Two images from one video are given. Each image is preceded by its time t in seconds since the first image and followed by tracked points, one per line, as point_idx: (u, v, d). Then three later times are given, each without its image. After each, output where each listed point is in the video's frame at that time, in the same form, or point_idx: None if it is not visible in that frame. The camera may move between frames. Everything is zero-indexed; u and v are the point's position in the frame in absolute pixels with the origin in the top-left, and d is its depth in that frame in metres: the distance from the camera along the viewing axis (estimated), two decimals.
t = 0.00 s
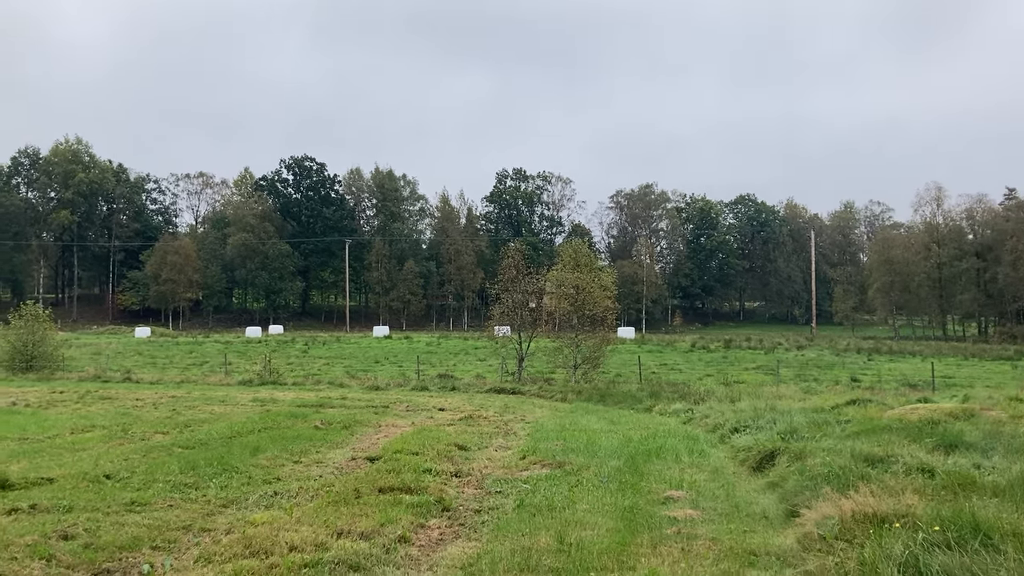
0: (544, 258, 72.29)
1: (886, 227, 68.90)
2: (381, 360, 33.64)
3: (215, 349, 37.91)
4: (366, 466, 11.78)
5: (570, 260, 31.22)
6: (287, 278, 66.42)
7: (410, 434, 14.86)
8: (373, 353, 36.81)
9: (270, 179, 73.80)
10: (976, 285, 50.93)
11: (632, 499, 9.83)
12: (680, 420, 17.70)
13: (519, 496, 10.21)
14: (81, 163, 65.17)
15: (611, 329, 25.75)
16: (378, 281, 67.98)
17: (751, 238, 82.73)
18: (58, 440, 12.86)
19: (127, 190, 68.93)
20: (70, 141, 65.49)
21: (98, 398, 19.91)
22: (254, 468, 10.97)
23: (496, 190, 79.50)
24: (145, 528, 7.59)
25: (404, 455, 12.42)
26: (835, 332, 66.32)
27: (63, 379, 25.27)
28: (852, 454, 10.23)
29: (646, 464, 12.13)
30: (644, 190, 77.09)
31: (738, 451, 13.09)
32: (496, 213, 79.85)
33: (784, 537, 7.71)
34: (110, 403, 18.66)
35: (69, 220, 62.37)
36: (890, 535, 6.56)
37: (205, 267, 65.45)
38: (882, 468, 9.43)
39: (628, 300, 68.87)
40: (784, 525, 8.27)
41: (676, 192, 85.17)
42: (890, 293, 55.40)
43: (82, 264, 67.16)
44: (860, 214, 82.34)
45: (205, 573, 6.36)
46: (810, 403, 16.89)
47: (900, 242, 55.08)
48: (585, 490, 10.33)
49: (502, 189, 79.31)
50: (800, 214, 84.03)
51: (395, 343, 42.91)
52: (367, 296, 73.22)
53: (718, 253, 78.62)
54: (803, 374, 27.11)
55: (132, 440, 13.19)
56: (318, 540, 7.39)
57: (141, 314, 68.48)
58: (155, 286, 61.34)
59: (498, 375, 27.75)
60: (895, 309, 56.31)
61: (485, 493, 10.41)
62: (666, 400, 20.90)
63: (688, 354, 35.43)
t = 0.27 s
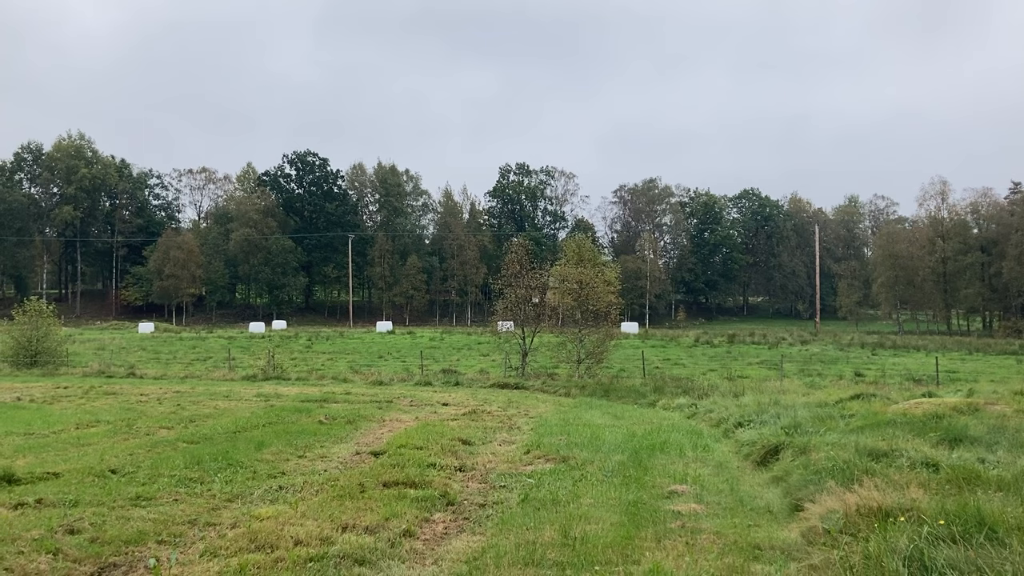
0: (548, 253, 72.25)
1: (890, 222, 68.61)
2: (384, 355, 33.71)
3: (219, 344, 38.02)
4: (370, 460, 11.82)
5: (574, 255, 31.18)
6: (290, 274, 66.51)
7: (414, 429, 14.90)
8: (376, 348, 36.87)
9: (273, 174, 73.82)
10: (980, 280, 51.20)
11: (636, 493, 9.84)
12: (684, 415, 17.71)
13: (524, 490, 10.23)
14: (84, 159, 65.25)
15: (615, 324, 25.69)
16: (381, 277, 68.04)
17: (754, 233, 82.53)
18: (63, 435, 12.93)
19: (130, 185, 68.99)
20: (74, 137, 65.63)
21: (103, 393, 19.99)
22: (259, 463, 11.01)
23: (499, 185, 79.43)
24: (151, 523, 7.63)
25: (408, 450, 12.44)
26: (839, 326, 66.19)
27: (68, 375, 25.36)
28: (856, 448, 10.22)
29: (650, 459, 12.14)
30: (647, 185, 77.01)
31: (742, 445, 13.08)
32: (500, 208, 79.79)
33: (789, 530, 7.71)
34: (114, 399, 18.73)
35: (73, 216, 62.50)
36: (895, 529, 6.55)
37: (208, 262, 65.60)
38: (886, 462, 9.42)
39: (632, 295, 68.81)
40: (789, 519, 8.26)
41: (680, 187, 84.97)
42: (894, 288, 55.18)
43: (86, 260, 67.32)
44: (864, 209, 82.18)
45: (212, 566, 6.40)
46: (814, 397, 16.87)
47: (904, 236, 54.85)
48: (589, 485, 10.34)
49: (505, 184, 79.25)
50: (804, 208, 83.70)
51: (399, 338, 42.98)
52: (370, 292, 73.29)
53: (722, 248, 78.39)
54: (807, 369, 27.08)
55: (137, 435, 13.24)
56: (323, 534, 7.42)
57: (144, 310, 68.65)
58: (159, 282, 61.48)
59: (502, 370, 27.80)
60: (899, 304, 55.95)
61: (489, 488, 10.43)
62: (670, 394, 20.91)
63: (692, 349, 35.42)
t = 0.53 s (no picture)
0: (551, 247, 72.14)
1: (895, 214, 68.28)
2: (388, 349, 33.76)
3: (223, 338, 38.12)
4: (374, 454, 11.83)
5: (578, 248, 31.15)
6: (294, 268, 66.56)
7: (418, 422, 14.92)
8: (380, 342, 36.93)
9: (277, 168, 73.85)
10: (984, 272, 51.21)
11: (639, 486, 9.82)
12: (687, 407, 17.68)
13: (527, 483, 10.23)
14: (88, 154, 65.34)
15: (617, 317, 25.66)
16: (385, 271, 68.11)
17: (758, 226, 82.25)
18: (68, 429, 12.97)
19: (134, 180, 69.07)
20: (78, 132, 65.71)
21: (108, 388, 20.06)
22: (263, 457, 11.02)
23: (503, 179, 79.34)
24: (155, 516, 7.66)
25: (412, 444, 12.45)
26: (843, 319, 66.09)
27: (73, 369, 25.48)
28: (861, 441, 10.17)
29: (653, 452, 12.11)
30: (651, 178, 76.88)
31: (746, 437, 13.06)
32: (503, 201, 79.68)
33: (792, 523, 7.70)
34: (119, 393, 18.81)
35: (78, 210, 62.65)
36: (899, 521, 6.52)
37: (213, 257, 65.74)
38: (890, 455, 9.39)
39: (635, 289, 68.71)
40: (792, 512, 8.24)
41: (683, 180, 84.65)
42: (898, 281, 54.84)
43: (91, 255, 67.51)
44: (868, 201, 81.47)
45: (215, 561, 6.41)
46: (818, 390, 16.82)
47: (908, 229, 54.51)
48: (592, 478, 10.34)
49: (508, 178, 79.13)
50: (807, 201, 83.35)
51: (402, 332, 43.02)
52: (374, 286, 73.32)
53: (725, 240, 78.09)
54: (811, 362, 27.01)
55: (141, 429, 13.28)
56: (326, 528, 7.42)
57: (149, 304, 68.87)
58: (163, 276, 61.65)
59: (505, 363, 27.83)
60: (903, 297, 55.60)
61: (493, 481, 10.44)
62: (674, 387, 20.89)
63: (695, 342, 35.39)
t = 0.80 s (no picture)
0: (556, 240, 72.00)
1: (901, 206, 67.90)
2: (393, 343, 33.81)
3: (228, 333, 38.19)
4: (377, 448, 11.83)
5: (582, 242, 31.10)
6: (299, 262, 66.60)
7: (421, 415, 14.93)
8: (385, 336, 36.98)
9: (281, 163, 73.85)
10: (990, 264, 50.63)
11: (641, 478, 9.80)
12: (691, 400, 17.66)
13: (529, 476, 10.23)
14: (93, 149, 65.43)
15: (622, 310, 25.70)
16: (390, 265, 68.10)
17: (763, 218, 81.93)
18: (72, 424, 13.02)
19: (139, 174, 69.14)
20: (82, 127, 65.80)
21: (113, 382, 20.14)
22: (266, 450, 11.04)
23: (507, 172, 79.17)
24: (157, 510, 7.67)
25: (414, 437, 12.45)
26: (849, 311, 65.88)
27: (79, 364, 25.57)
28: (864, 433, 10.13)
29: (656, 444, 12.08)
30: (656, 171, 76.74)
31: (749, 429, 13.03)
32: (507, 195, 79.57)
33: (794, 515, 7.67)
34: (124, 387, 18.88)
35: (83, 205, 62.78)
36: (901, 512, 6.48)
37: (218, 251, 65.84)
38: (894, 446, 9.34)
39: (640, 282, 68.57)
40: (795, 503, 8.22)
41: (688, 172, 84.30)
42: (904, 273, 54.54)
43: (96, 250, 67.64)
44: (873, 193, 81.32)
45: (215, 554, 6.41)
46: (823, 382, 16.77)
47: (914, 221, 54.07)
48: (595, 470, 10.32)
49: (513, 171, 78.97)
50: (813, 193, 82.90)
51: (407, 326, 43.06)
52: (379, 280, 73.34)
53: (731, 233, 77.77)
54: (816, 354, 26.94)
55: (145, 423, 13.31)
56: (327, 521, 7.42)
57: (154, 299, 69.05)
58: (168, 271, 61.78)
59: (509, 357, 27.85)
60: (909, 289, 55.42)
61: (495, 474, 10.44)
62: (678, 380, 20.87)
63: (700, 335, 35.32)
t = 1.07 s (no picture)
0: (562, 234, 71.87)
1: (910, 198, 67.45)
2: (399, 338, 33.88)
3: (236, 328, 38.33)
4: (379, 443, 11.85)
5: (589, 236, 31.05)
6: (306, 258, 66.56)
7: (425, 410, 14.96)
8: (391, 331, 37.07)
9: (288, 158, 73.96)
10: (999, 257, 50.09)
11: (642, 474, 9.78)
12: (696, 394, 17.62)
13: (530, 471, 10.22)
14: (101, 145, 65.71)
15: (628, 305, 25.46)
16: (397, 260, 68.15)
17: (771, 212, 81.53)
18: (76, 420, 13.10)
19: (146, 171, 69.40)
20: (90, 124, 66.10)
21: (120, 378, 20.25)
22: (268, 446, 11.07)
23: (514, 167, 79.08)
24: (157, 506, 7.71)
25: (417, 432, 12.46)
26: (857, 305, 65.62)
27: (86, 360, 25.74)
28: (867, 427, 10.06)
29: (658, 439, 12.05)
30: (663, 165, 76.40)
31: (752, 424, 12.99)
32: (514, 189, 79.48)
33: (795, 511, 7.64)
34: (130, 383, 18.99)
35: (91, 202, 63.11)
36: (900, 509, 6.44)
37: (226, 247, 66.02)
38: (896, 441, 9.29)
39: (647, 277, 68.39)
40: (796, 499, 8.18)
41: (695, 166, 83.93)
42: (912, 266, 54.20)
43: (105, 246, 67.90)
44: (882, 186, 80.85)
45: (213, 550, 6.43)
46: (828, 376, 16.71)
47: (922, 214, 53.52)
48: (596, 466, 10.30)
49: (520, 166, 78.87)
50: (820, 186, 82.39)
51: (414, 321, 43.12)
52: (386, 275, 73.38)
53: (739, 227, 77.43)
54: (823, 348, 26.84)
55: (150, 419, 13.38)
56: (326, 517, 7.43)
57: (163, 295, 69.38)
58: (176, 267, 62.05)
59: (516, 351, 27.86)
60: (917, 283, 54.99)
61: (496, 469, 10.44)
62: (683, 374, 20.84)
63: (707, 329, 35.24)
